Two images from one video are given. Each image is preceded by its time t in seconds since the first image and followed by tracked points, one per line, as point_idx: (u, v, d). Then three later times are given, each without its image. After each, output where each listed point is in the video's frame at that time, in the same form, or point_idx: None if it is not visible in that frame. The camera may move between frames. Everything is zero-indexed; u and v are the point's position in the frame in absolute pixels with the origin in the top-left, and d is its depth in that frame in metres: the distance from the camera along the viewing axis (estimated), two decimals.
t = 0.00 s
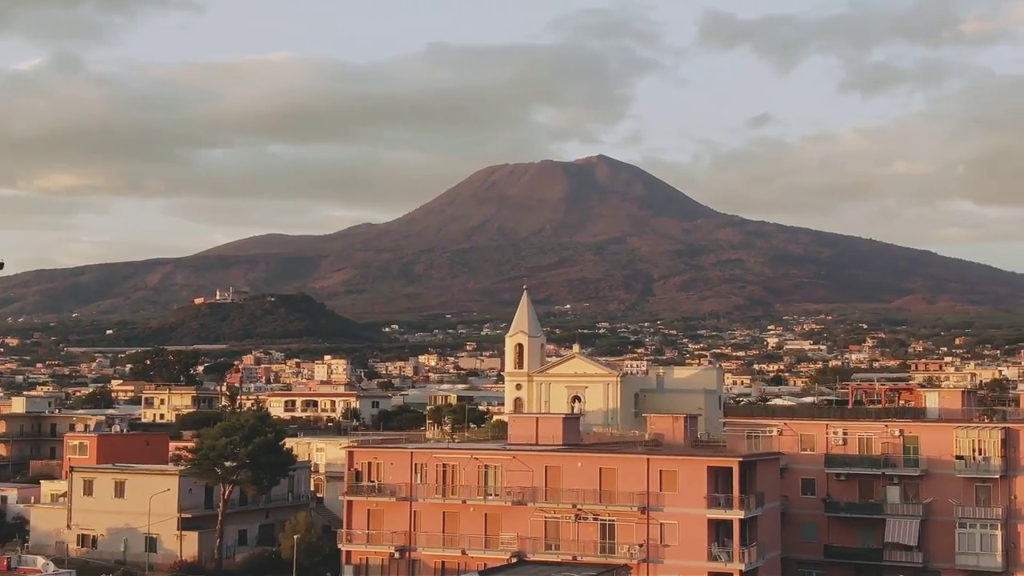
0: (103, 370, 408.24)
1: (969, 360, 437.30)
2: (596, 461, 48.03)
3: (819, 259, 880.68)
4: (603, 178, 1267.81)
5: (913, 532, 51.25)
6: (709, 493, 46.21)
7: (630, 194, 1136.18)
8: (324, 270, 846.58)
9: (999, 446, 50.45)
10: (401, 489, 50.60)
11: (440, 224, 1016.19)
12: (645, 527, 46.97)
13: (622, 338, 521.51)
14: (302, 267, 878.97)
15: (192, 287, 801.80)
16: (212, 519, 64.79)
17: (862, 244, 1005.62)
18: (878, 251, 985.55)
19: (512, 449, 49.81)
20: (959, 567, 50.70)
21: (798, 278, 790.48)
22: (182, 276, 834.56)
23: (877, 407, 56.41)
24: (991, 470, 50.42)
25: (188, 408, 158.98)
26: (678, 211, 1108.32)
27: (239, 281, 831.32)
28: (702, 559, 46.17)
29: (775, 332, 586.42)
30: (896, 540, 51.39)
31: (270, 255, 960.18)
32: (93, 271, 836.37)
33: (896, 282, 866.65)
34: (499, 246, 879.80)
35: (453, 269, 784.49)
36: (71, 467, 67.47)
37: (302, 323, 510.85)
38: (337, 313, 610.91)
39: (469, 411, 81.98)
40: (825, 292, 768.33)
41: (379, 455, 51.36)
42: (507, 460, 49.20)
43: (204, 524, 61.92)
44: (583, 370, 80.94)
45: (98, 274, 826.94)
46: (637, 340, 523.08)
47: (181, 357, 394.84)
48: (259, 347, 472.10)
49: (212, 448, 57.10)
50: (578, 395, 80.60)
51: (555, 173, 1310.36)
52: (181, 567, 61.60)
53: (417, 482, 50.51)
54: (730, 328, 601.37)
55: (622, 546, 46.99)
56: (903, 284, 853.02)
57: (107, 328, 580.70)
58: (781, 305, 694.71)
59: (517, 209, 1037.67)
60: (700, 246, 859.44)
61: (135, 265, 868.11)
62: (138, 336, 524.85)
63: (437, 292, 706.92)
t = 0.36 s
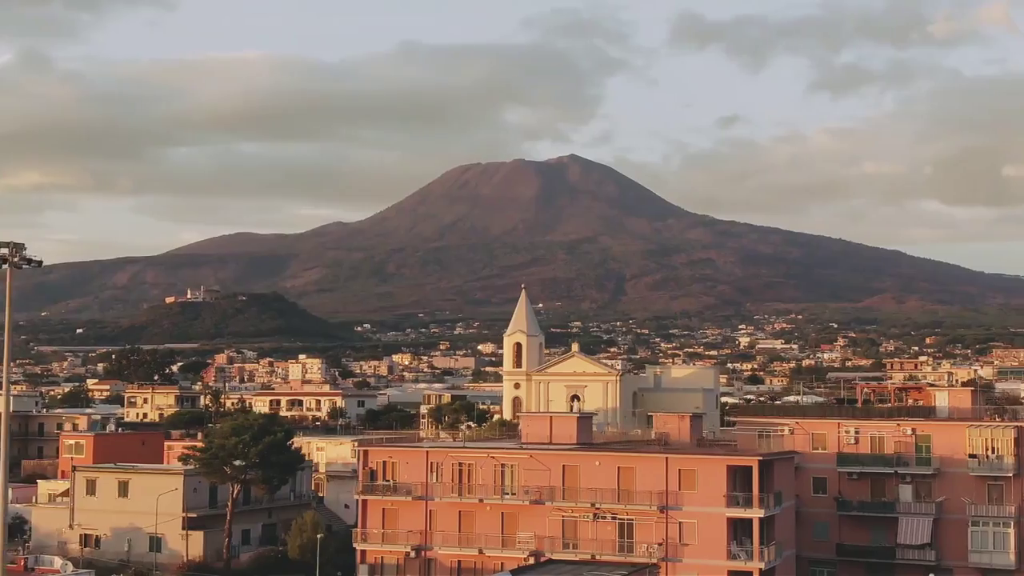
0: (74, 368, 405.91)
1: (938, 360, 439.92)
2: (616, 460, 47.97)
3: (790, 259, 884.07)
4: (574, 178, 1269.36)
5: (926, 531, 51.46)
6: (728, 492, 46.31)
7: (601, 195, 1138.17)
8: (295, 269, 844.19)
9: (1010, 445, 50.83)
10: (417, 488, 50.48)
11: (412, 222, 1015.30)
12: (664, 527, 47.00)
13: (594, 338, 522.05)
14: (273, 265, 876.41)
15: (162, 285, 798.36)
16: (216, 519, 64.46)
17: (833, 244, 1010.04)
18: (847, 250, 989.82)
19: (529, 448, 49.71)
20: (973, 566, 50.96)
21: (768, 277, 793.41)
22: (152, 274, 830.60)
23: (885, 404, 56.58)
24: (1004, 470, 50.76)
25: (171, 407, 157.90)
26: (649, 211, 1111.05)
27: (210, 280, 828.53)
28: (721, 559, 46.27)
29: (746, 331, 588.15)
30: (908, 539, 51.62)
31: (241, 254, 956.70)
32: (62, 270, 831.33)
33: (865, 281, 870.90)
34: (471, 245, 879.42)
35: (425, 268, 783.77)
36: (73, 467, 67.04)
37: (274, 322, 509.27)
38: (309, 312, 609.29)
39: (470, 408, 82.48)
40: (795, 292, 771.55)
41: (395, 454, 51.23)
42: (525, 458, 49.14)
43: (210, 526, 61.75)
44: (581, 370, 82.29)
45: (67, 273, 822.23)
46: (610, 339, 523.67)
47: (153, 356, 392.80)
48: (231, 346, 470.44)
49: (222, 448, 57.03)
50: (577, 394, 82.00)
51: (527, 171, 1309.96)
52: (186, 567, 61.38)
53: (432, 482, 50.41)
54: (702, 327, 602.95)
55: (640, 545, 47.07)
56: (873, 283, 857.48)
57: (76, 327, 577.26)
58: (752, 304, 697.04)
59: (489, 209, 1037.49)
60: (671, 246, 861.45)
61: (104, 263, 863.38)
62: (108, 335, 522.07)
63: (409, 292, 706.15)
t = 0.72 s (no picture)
0: (44, 367, 402.81)
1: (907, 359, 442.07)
2: (635, 459, 47.91)
3: (761, 258, 886.59)
4: (546, 177, 1270.10)
5: (938, 531, 51.70)
6: (748, 492, 46.39)
7: (573, 194, 1139.74)
8: (266, 267, 841.28)
9: None
10: (434, 487, 50.35)
11: (383, 220, 1012.77)
12: (684, 527, 46.98)
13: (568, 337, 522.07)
14: (244, 263, 873.17)
15: (132, 284, 794.05)
16: (222, 518, 64.26)
17: (803, 244, 1014.03)
18: (818, 250, 993.50)
19: (547, 448, 49.64)
20: (986, 564, 51.22)
21: (740, 277, 795.48)
22: (122, 273, 825.76)
23: (894, 404, 56.76)
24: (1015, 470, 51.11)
25: (155, 407, 157.22)
26: (621, 211, 1113.02)
27: (180, 278, 824.20)
28: (741, 558, 46.26)
29: (718, 330, 589.41)
30: (921, 538, 51.85)
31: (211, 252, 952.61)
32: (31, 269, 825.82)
33: (836, 280, 874.34)
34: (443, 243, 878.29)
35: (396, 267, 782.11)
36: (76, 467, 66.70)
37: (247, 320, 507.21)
38: (281, 311, 607.01)
39: (468, 407, 82.38)
40: (766, 291, 773.99)
41: (410, 454, 51.11)
42: (543, 458, 49.07)
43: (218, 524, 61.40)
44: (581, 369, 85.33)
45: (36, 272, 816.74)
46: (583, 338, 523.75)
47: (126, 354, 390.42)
48: (203, 344, 468.23)
49: (233, 449, 57.14)
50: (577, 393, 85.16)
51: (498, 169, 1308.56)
52: (193, 568, 61.06)
53: (449, 481, 50.31)
54: (674, 326, 604.01)
55: (659, 545, 47.07)
56: (844, 283, 861.04)
57: (46, 325, 573.27)
58: (724, 304, 698.85)
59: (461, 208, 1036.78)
60: (643, 246, 862.85)
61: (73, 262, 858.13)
62: (78, 334, 518.66)
63: (380, 290, 704.75)
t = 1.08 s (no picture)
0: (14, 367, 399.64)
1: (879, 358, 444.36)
2: (652, 457, 47.93)
3: (732, 258, 888.81)
4: (517, 175, 1270.78)
5: (950, 528, 52.02)
6: (766, 491, 46.43)
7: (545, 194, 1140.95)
8: (237, 266, 837.85)
9: None
10: (450, 487, 50.32)
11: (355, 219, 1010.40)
12: (701, 525, 47.11)
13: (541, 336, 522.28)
14: (215, 262, 869.37)
15: (102, 283, 789.16)
16: (228, 518, 64.07)
17: (774, 243, 1017.61)
18: (788, 251, 996.83)
19: (562, 447, 49.62)
20: (998, 562, 51.56)
21: (711, 277, 797.57)
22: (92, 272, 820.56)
23: (905, 404, 56.92)
24: None
25: (139, 407, 156.34)
26: (592, 211, 1114.83)
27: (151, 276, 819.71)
28: (760, 557, 46.36)
29: (690, 330, 590.81)
30: (934, 536, 52.13)
31: (181, 252, 948.05)
32: None
33: (806, 280, 877.45)
34: (415, 242, 877.14)
35: (368, 267, 780.58)
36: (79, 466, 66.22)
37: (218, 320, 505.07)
38: (253, 311, 604.47)
39: (467, 405, 82.01)
40: (738, 291, 776.07)
41: (426, 453, 51.04)
42: (559, 457, 49.08)
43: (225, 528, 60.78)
44: (580, 367, 88.07)
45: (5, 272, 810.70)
46: (557, 338, 523.79)
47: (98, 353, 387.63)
48: (175, 344, 465.85)
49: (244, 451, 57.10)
50: (576, 391, 87.73)
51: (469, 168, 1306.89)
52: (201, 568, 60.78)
53: (464, 480, 50.27)
54: (646, 326, 604.91)
55: (677, 543, 47.20)
56: (814, 283, 864.15)
57: (15, 325, 568.82)
58: (695, 303, 700.72)
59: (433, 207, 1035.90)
60: (615, 245, 864.20)
61: (42, 261, 852.18)
62: (49, 334, 515.19)
63: (352, 290, 703.18)
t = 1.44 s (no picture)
0: None
1: (850, 358, 445.84)
2: (670, 458, 47.96)
3: (703, 258, 890.67)
4: (489, 174, 1270.31)
5: (962, 527, 52.31)
6: (785, 491, 46.53)
7: (517, 193, 1141.05)
8: (207, 265, 833.93)
9: None
10: (466, 487, 50.26)
11: (327, 218, 1007.24)
12: (723, 525, 47.08)
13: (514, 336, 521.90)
14: (186, 262, 865.01)
15: (72, 282, 783.71)
16: (235, 518, 63.65)
17: (744, 244, 1020.71)
18: (759, 251, 999.51)
19: (580, 447, 49.59)
20: (1009, 561, 51.91)
21: (682, 277, 799.06)
22: (61, 271, 814.77)
23: (913, 404, 57.10)
24: None
25: (122, 407, 155.64)
26: (564, 211, 1115.80)
27: (120, 274, 814.94)
28: (780, 556, 46.45)
29: (662, 330, 591.74)
30: (946, 536, 52.40)
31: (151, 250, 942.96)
32: None
33: (777, 280, 880.06)
34: (387, 240, 875.58)
35: (340, 267, 778.27)
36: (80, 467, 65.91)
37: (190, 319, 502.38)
38: (224, 310, 601.45)
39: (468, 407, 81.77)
40: (709, 291, 777.66)
41: (442, 453, 50.98)
42: (577, 457, 49.06)
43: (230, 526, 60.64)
44: (578, 367, 91.14)
45: None
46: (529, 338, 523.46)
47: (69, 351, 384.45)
48: (146, 343, 463.00)
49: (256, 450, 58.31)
50: (574, 390, 90.72)
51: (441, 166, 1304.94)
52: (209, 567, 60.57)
53: (480, 481, 50.22)
54: (619, 325, 605.56)
55: (696, 544, 47.16)
56: (785, 283, 867.00)
57: None
58: (667, 303, 701.96)
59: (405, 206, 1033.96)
60: (586, 245, 864.85)
61: (11, 260, 845.54)
62: (18, 333, 511.21)
63: (324, 290, 701.06)
